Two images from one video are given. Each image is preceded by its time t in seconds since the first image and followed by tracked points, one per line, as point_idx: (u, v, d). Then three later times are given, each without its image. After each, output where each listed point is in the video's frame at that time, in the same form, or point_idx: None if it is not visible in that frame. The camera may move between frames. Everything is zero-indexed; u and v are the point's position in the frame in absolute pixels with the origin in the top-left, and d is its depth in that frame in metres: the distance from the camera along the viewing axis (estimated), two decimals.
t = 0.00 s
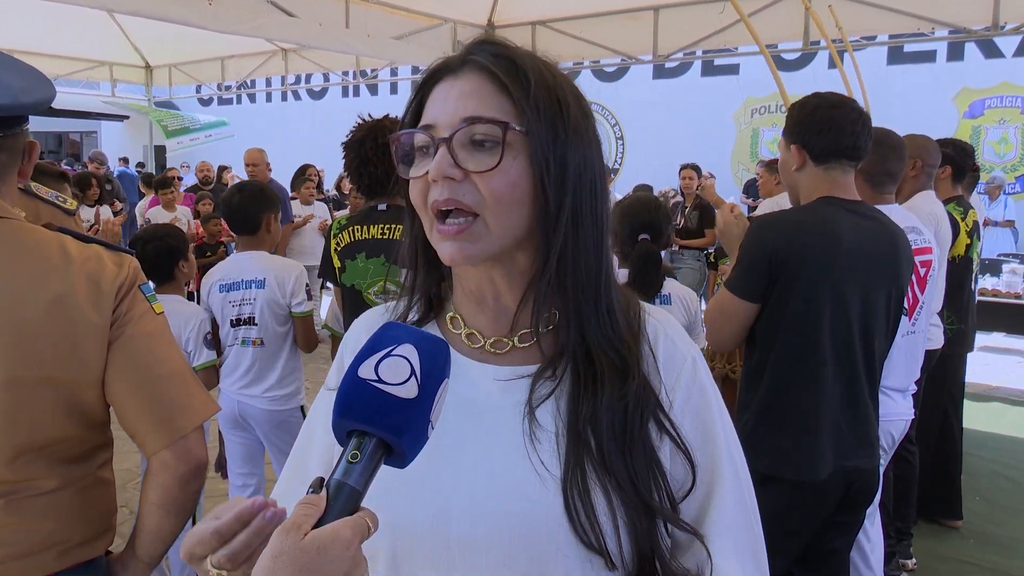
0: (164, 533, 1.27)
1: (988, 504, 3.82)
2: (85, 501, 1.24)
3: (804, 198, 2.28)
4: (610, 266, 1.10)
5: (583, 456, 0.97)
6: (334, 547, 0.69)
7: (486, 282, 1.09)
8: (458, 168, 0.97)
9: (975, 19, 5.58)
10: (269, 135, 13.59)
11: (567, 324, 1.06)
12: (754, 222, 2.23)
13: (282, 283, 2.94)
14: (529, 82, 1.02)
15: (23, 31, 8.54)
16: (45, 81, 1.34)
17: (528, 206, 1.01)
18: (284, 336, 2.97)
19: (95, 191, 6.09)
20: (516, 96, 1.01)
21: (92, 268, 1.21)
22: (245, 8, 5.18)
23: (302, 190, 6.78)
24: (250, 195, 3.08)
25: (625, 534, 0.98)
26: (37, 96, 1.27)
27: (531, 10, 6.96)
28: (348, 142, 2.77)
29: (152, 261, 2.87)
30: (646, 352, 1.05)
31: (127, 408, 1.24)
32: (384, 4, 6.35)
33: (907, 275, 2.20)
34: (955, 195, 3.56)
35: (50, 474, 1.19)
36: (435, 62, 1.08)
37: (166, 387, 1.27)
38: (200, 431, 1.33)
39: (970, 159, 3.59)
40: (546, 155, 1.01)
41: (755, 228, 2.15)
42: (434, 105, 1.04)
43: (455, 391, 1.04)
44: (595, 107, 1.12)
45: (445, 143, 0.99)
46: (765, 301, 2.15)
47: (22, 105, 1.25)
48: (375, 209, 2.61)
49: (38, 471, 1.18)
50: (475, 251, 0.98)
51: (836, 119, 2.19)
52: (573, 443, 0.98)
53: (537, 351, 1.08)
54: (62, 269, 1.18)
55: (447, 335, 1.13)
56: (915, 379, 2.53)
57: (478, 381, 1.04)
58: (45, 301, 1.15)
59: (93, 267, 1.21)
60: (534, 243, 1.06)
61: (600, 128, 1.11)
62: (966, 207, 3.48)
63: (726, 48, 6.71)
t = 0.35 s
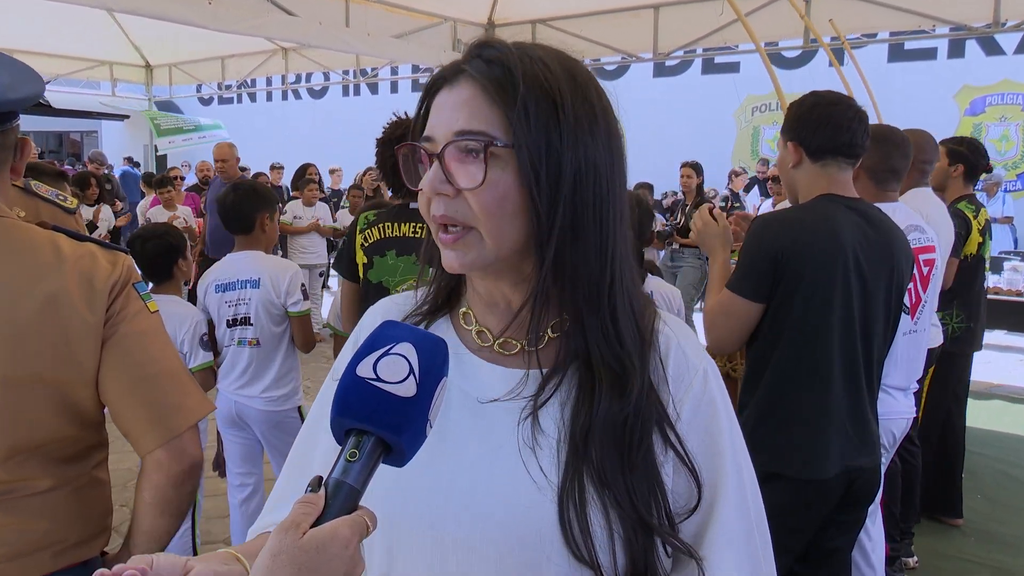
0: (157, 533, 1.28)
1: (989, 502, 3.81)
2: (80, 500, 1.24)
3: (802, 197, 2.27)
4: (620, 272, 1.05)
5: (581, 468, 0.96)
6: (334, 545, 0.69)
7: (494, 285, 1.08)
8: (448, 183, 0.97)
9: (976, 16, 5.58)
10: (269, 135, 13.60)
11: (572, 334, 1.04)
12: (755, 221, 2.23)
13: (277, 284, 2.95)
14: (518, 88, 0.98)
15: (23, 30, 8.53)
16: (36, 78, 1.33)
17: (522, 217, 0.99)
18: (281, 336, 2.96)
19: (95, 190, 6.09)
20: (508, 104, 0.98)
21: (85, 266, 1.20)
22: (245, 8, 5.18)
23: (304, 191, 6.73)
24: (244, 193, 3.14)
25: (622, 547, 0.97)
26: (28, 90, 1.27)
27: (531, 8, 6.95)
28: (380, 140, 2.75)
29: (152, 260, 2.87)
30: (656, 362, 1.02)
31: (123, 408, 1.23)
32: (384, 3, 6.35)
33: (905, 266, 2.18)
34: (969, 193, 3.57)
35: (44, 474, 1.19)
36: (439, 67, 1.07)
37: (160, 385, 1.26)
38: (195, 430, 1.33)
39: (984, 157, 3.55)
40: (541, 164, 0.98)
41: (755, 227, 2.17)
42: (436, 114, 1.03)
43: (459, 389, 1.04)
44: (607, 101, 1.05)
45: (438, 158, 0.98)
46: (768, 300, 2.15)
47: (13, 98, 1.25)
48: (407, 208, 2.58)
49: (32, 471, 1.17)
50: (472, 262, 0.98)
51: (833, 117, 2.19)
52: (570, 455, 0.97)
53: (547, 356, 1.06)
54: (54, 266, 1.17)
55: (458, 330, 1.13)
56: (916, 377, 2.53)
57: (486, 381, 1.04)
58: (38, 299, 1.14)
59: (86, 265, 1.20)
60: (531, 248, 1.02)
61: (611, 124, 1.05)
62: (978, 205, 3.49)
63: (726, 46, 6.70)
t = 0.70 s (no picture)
0: (155, 533, 1.28)
1: (991, 500, 3.80)
2: (78, 500, 1.23)
3: (803, 195, 2.27)
4: (632, 272, 1.03)
5: (579, 467, 0.95)
6: (334, 544, 0.69)
7: (508, 281, 1.09)
8: (460, 178, 0.98)
9: (978, 14, 5.56)
10: (270, 133, 13.59)
11: (581, 334, 1.03)
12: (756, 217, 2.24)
13: (275, 283, 2.94)
14: (533, 83, 0.98)
15: (23, 29, 8.52)
16: (34, 78, 1.32)
17: (532, 216, 0.99)
18: (279, 336, 2.96)
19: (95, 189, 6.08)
20: (520, 98, 0.98)
21: (83, 265, 1.20)
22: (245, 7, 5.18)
23: (304, 190, 6.76)
24: (247, 191, 3.16)
25: (617, 552, 0.95)
26: (28, 91, 1.28)
27: (531, 6, 6.94)
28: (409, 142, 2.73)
29: (153, 258, 2.86)
30: (666, 364, 1.00)
31: (121, 407, 1.23)
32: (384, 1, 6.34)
33: (906, 265, 2.18)
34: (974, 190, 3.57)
35: (41, 474, 1.18)
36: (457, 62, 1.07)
37: (158, 385, 1.26)
38: (194, 429, 1.32)
39: (990, 154, 3.57)
40: (554, 163, 0.98)
41: (755, 223, 2.17)
42: (451, 109, 1.03)
43: (469, 384, 1.05)
44: (626, 99, 1.03)
45: (451, 153, 0.99)
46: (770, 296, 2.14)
47: (13, 99, 1.25)
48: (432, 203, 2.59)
49: (29, 470, 1.17)
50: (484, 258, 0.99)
51: (833, 113, 2.19)
52: (569, 453, 0.96)
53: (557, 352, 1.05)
54: (51, 266, 1.16)
55: (472, 327, 1.14)
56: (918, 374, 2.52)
57: (493, 377, 1.04)
58: (35, 298, 1.14)
59: (84, 264, 1.20)
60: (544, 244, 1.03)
61: (629, 122, 1.03)
62: (984, 201, 3.50)
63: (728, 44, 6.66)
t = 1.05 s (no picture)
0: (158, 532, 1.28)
1: (992, 500, 3.80)
2: (78, 499, 1.23)
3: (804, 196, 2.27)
4: (641, 273, 1.03)
5: (575, 460, 0.94)
6: (338, 537, 0.69)
7: (518, 279, 1.09)
8: (479, 183, 0.97)
9: (979, 13, 5.56)
10: (271, 131, 13.58)
11: (585, 330, 1.02)
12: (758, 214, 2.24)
13: (280, 281, 2.94)
14: (561, 92, 0.97)
15: (24, 27, 8.52)
16: (35, 78, 1.32)
17: (550, 224, 0.99)
18: (282, 334, 2.95)
19: (96, 187, 6.07)
20: (547, 105, 0.97)
21: (85, 264, 1.20)
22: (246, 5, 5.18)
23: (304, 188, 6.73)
24: (252, 189, 3.10)
25: (611, 546, 0.95)
26: (31, 90, 1.28)
27: (533, 5, 6.93)
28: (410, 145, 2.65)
29: (151, 258, 2.87)
30: (670, 357, 0.98)
31: (124, 404, 1.23)
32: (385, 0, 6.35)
33: (907, 262, 2.18)
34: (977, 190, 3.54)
35: (43, 474, 1.18)
36: (475, 60, 1.06)
37: (160, 383, 1.26)
38: (197, 427, 1.32)
39: (992, 154, 3.56)
40: (574, 170, 0.97)
41: (757, 222, 2.17)
42: (468, 108, 1.02)
43: (474, 376, 1.05)
44: (645, 109, 1.04)
45: (472, 156, 0.98)
46: (770, 294, 2.14)
47: (16, 98, 1.25)
48: (431, 208, 2.60)
49: (30, 470, 1.17)
50: (497, 262, 0.98)
51: (834, 114, 2.19)
52: (564, 444, 0.95)
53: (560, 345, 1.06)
54: (54, 264, 1.16)
55: (482, 324, 1.13)
56: (919, 375, 2.52)
57: (499, 371, 1.05)
58: (38, 295, 1.14)
59: (86, 263, 1.20)
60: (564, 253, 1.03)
61: (647, 131, 1.04)
62: (988, 201, 3.51)
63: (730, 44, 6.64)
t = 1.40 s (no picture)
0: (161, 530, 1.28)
1: (991, 500, 3.81)
2: (79, 499, 1.23)
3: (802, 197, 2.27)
4: (647, 277, 1.03)
5: (579, 459, 0.94)
6: (342, 537, 0.69)
7: (520, 282, 1.09)
8: (495, 197, 0.97)
9: (979, 13, 5.56)
10: (272, 131, 13.59)
11: (598, 337, 0.99)
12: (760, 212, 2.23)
13: (290, 281, 2.92)
14: (582, 102, 0.96)
15: (23, 25, 8.52)
16: (37, 77, 1.33)
17: (564, 239, 1.00)
18: (292, 334, 2.95)
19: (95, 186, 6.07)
20: (568, 121, 0.96)
21: (89, 263, 1.20)
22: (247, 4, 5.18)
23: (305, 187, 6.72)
24: (275, 189, 3.04)
25: (616, 546, 0.95)
26: (33, 89, 1.29)
27: (534, 4, 6.93)
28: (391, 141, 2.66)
29: (154, 259, 2.87)
30: (670, 356, 0.98)
31: (128, 404, 1.24)
32: None
33: (904, 262, 2.19)
34: (979, 191, 3.54)
35: (47, 473, 1.18)
36: (489, 65, 1.04)
37: (164, 383, 1.26)
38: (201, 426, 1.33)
39: (993, 154, 3.55)
40: (595, 189, 0.97)
41: (758, 223, 2.16)
42: (481, 114, 1.01)
43: (477, 380, 1.05)
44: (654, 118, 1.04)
45: (488, 168, 0.98)
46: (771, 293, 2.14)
47: (18, 97, 1.25)
48: (412, 206, 2.58)
49: (33, 470, 1.17)
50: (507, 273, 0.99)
51: (831, 114, 2.20)
52: (568, 445, 0.95)
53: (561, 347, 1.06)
54: (58, 263, 1.17)
55: (484, 325, 1.14)
56: (919, 375, 2.52)
57: (501, 373, 1.04)
58: (43, 295, 1.14)
59: (91, 262, 1.20)
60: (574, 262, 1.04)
61: (656, 141, 1.04)
62: (988, 203, 3.50)
63: (730, 44, 6.65)
